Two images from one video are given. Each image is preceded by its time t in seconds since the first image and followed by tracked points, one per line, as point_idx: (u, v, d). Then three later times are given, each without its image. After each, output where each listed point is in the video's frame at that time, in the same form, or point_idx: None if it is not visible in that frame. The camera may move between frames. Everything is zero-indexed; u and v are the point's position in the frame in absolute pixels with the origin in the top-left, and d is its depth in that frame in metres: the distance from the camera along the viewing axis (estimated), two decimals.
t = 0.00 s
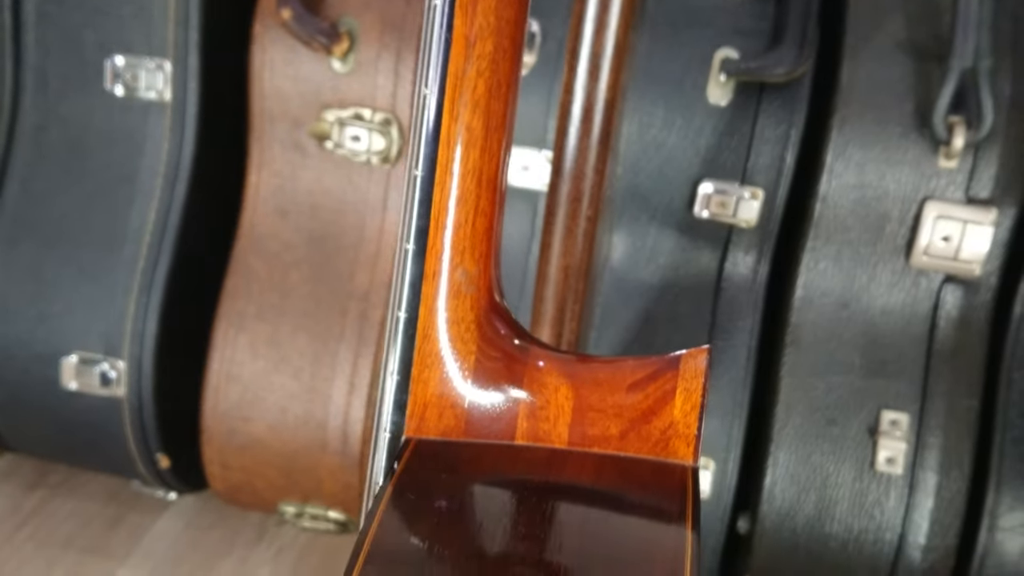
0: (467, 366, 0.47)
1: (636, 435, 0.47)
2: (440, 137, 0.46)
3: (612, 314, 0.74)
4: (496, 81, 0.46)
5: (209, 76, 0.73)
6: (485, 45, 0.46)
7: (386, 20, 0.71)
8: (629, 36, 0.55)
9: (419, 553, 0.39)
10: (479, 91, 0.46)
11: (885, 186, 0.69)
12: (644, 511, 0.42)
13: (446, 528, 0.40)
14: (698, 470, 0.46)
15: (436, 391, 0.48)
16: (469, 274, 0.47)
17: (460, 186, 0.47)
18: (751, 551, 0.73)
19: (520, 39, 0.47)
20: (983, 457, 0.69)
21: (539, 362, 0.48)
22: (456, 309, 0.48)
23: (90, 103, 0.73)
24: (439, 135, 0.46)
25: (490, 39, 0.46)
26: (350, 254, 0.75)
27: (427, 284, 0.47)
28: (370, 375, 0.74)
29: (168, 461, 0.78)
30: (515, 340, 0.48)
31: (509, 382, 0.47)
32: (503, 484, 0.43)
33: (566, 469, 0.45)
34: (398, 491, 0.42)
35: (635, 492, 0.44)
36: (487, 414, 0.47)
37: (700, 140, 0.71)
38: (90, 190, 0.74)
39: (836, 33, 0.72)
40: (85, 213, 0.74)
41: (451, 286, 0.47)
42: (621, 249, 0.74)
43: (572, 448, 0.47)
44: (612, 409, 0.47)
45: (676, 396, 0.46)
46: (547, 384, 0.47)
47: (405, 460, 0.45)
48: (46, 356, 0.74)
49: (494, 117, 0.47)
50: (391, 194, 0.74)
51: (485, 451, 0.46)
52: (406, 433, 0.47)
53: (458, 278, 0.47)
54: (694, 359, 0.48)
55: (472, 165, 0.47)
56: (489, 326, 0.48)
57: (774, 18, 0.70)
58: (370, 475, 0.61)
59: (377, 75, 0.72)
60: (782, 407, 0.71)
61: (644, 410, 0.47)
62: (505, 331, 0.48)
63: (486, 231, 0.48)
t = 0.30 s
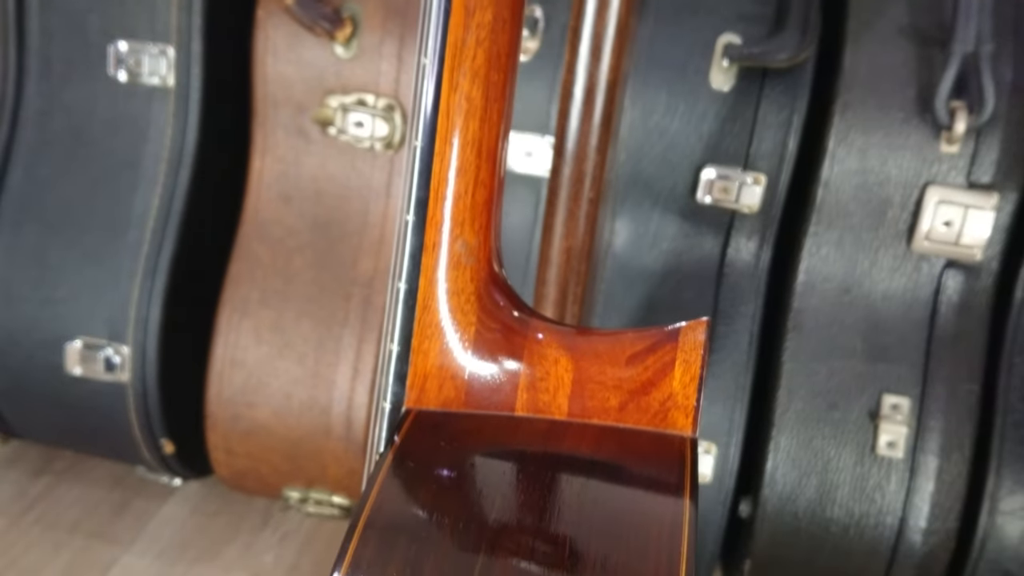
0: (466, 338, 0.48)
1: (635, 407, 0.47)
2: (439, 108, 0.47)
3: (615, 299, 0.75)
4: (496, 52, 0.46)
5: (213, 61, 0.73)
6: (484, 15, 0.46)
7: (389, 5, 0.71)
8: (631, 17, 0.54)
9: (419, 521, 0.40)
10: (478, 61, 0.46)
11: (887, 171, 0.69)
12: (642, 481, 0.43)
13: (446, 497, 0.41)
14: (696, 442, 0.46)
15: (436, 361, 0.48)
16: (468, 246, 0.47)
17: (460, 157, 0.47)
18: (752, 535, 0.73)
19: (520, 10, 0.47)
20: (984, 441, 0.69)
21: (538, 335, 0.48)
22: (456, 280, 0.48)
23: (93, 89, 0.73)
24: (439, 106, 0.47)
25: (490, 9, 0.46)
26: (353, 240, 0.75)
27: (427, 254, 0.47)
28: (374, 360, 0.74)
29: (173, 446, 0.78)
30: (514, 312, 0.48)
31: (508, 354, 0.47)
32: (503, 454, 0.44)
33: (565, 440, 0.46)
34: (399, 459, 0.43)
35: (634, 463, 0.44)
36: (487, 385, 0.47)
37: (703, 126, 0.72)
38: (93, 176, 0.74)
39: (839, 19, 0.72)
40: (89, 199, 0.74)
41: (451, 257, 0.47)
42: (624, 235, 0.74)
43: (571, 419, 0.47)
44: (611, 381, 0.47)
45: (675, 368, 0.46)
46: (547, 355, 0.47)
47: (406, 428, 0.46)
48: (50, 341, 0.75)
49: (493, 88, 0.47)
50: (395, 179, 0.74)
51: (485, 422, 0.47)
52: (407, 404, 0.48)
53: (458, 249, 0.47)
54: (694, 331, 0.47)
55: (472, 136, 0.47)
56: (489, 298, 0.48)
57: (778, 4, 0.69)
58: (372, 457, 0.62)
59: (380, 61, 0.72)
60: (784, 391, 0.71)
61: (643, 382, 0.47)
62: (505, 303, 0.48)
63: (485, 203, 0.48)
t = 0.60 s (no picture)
0: (468, 312, 0.48)
1: (636, 381, 0.47)
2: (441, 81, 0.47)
3: (618, 285, 0.75)
4: (497, 25, 0.46)
5: (216, 48, 0.73)
6: None
7: None
8: None
9: (420, 492, 0.41)
10: (480, 33, 0.46)
11: (889, 157, 0.69)
12: (642, 454, 0.43)
13: (447, 468, 0.42)
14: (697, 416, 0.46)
15: (438, 335, 0.48)
16: (469, 220, 0.48)
17: (461, 131, 0.47)
18: (754, 520, 0.74)
19: None
20: (985, 426, 0.70)
21: (539, 310, 0.48)
22: (457, 254, 0.48)
23: (98, 76, 0.74)
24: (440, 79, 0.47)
25: None
26: (357, 227, 0.75)
27: (429, 228, 0.48)
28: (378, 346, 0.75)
29: (178, 432, 0.79)
30: (514, 287, 0.49)
31: (508, 328, 0.48)
32: (504, 427, 0.45)
33: (566, 413, 0.46)
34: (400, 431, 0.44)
35: (634, 436, 0.44)
36: (488, 359, 0.48)
37: (706, 112, 0.72)
38: (98, 163, 0.74)
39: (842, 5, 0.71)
40: (94, 186, 0.74)
41: (452, 231, 0.48)
42: (627, 222, 0.74)
43: (572, 393, 0.48)
44: (611, 355, 0.47)
45: (675, 342, 0.46)
46: (548, 329, 0.48)
47: (408, 400, 0.47)
48: (56, 328, 0.75)
49: (495, 62, 0.47)
50: (399, 166, 0.74)
51: (487, 395, 0.47)
52: (409, 377, 0.49)
53: (460, 223, 0.48)
54: (695, 306, 0.47)
55: (473, 110, 0.47)
56: (490, 273, 0.48)
57: None
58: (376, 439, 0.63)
59: (384, 47, 0.72)
60: (786, 377, 0.72)
61: (644, 356, 0.47)
62: (505, 278, 0.49)
63: (487, 176, 0.48)
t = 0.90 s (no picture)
0: (471, 282, 0.49)
1: (637, 351, 0.47)
2: (444, 52, 0.47)
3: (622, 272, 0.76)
4: None
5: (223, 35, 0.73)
6: None
7: None
8: None
9: (423, 456, 0.42)
10: (484, 5, 0.47)
11: (893, 144, 0.69)
12: (642, 420, 0.44)
13: (449, 433, 0.43)
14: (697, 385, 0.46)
15: (442, 305, 0.49)
16: (473, 190, 0.48)
17: (465, 102, 0.47)
18: (757, 506, 0.74)
19: None
20: (987, 412, 0.70)
21: (542, 282, 0.49)
22: (461, 223, 0.49)
23: (106, 63, 0.74)
24: (444, 50, 0.47)
25: None
26: (363, 214, 0.76)
27: (433, 197, 0.48)
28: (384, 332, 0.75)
29: (185, 417, 0.79)
30: (516, 258, 0.49)
31: (510, 298, 0.49)
32: (506, 394, 0.45)
33: (567, 381, 0.46)
34: (404, 395, 0.45)
35: (635, 404, 0.45)
36: (491, 328, 0.49)
37: (710, 99, 0.72)
38: (107, 149, 0.75)
39: None
40: (103, 173, 0.75)
41: (456, 200, 0.48)
42: (631, 209, 0.75)
43: (574, 363, 0.48)
44: (613, 325, 0.48)
45: (676, 312, 0.46)
46: (550, 299, 0.48)
47: (411, 368, 0.47)
48: (65, 313, 0.76)
49: (498, 34, 0.47)
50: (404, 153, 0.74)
51: (489, 364, 0.48)
52: (413, 346, 0.49)
53: (463, 193, 0.48)
54: (695, 279, 0.47)
55: (476, 81, 0.47)
56: (493, 244, 0.49)
57: None
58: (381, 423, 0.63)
59: (389, 34, 0.73)
60: (789, 363, 0.72)
61: (645, 327, 0.47)
62: (507, 248, 0.49)
63: (490, 146, 0.48)
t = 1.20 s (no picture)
0: (473, 254, 0.49)
1: (638, 324, 0.47)
2: (449, 26, 0.47)
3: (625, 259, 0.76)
4: None
5: (230, 22, 0.74)
6: None
7: None
8: None
9: (426, 421, 0.43)
10: None
11: (897, 131, 0.69)
12: (642, 388, 0.44)
13: (452, 400, 0.43)
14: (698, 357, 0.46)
15: (446, 276, 0.49)
16: (477, 162, 0.49)
17: (470, 75, 0.48)
18: (760, 492, 0.74)
19: None
20: (991, 399, 0.70)
21: (544, 255, 0.49)
22: (465, 194, 0.49)
23: (115, 49, 0.75)
24: (449, 25, 0.47)
25: None
26: (368, 200, 0.76)
27: (438, 168, 0.49)
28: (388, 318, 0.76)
29: (191, 402, 0.80)
30: (518, 230, 0.49)
31: (512, 269, 0.49)
32: (508, 363, 0.46)
33: (569, 352, 0.47)
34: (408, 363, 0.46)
35: (635, 373, 0.45)
36: (494, 299, 0.49)
37: (715, 86, 0.72)
38: (115, 135, 0.76)
39: None
40: (111, 158, 0.76)
41: (461, 172, 0.49)
42: (635, 195, 0.75)
43: (576, 334, 0.48)
44: (615, 297, 0.48)
45: (677, 285, 0.47)
46: (553, 271, 0.49)
47: (415, 337, 0.48)
48: (72, 298, 0.76)
49: (503, 9, 0.47)
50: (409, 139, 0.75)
51: (492, 335, 0.48)
52: (417, 316, 0.50)
53: (468, 165, 0.49)
54: (697, 252, 0.48)
55: (481, 55, 0.47)
56: (496, 216, 0.49)
57: None
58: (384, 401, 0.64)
59: (395, 21, 0.73)
60: (793, 350, 0.72)
61: (646, 299, 0.47)
62: (509, 220, 0.50)
63: (495, 119, 0.49)
